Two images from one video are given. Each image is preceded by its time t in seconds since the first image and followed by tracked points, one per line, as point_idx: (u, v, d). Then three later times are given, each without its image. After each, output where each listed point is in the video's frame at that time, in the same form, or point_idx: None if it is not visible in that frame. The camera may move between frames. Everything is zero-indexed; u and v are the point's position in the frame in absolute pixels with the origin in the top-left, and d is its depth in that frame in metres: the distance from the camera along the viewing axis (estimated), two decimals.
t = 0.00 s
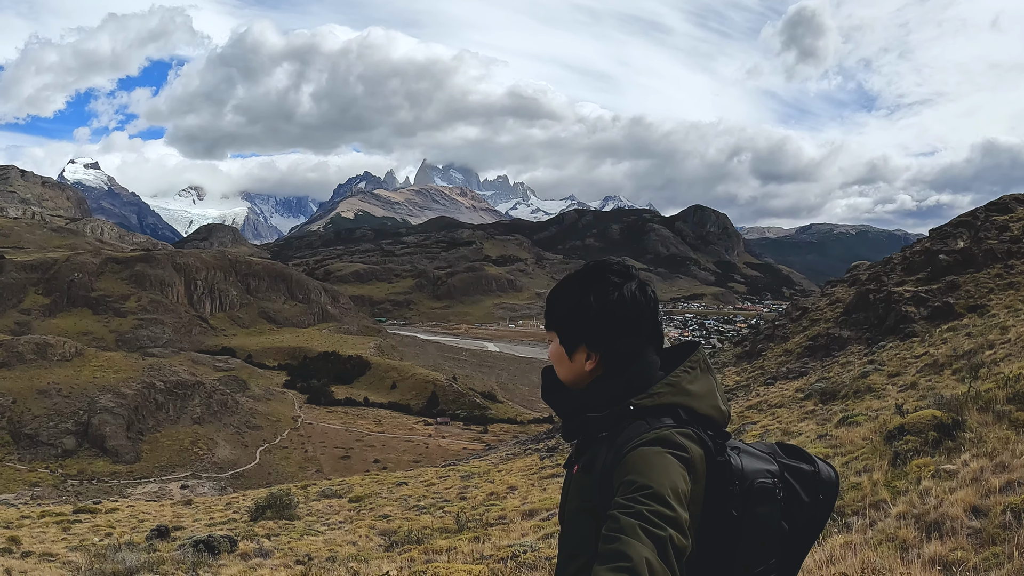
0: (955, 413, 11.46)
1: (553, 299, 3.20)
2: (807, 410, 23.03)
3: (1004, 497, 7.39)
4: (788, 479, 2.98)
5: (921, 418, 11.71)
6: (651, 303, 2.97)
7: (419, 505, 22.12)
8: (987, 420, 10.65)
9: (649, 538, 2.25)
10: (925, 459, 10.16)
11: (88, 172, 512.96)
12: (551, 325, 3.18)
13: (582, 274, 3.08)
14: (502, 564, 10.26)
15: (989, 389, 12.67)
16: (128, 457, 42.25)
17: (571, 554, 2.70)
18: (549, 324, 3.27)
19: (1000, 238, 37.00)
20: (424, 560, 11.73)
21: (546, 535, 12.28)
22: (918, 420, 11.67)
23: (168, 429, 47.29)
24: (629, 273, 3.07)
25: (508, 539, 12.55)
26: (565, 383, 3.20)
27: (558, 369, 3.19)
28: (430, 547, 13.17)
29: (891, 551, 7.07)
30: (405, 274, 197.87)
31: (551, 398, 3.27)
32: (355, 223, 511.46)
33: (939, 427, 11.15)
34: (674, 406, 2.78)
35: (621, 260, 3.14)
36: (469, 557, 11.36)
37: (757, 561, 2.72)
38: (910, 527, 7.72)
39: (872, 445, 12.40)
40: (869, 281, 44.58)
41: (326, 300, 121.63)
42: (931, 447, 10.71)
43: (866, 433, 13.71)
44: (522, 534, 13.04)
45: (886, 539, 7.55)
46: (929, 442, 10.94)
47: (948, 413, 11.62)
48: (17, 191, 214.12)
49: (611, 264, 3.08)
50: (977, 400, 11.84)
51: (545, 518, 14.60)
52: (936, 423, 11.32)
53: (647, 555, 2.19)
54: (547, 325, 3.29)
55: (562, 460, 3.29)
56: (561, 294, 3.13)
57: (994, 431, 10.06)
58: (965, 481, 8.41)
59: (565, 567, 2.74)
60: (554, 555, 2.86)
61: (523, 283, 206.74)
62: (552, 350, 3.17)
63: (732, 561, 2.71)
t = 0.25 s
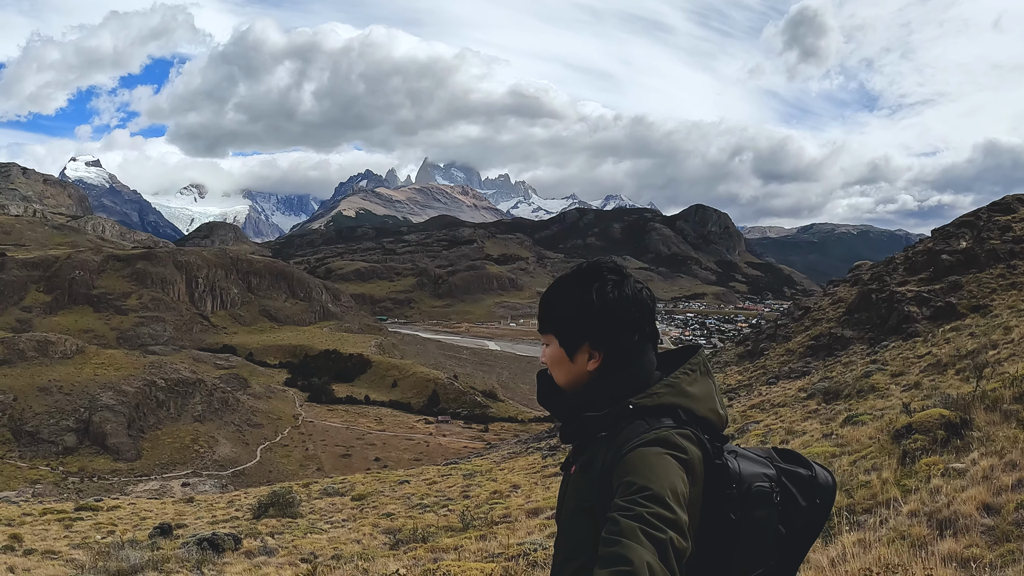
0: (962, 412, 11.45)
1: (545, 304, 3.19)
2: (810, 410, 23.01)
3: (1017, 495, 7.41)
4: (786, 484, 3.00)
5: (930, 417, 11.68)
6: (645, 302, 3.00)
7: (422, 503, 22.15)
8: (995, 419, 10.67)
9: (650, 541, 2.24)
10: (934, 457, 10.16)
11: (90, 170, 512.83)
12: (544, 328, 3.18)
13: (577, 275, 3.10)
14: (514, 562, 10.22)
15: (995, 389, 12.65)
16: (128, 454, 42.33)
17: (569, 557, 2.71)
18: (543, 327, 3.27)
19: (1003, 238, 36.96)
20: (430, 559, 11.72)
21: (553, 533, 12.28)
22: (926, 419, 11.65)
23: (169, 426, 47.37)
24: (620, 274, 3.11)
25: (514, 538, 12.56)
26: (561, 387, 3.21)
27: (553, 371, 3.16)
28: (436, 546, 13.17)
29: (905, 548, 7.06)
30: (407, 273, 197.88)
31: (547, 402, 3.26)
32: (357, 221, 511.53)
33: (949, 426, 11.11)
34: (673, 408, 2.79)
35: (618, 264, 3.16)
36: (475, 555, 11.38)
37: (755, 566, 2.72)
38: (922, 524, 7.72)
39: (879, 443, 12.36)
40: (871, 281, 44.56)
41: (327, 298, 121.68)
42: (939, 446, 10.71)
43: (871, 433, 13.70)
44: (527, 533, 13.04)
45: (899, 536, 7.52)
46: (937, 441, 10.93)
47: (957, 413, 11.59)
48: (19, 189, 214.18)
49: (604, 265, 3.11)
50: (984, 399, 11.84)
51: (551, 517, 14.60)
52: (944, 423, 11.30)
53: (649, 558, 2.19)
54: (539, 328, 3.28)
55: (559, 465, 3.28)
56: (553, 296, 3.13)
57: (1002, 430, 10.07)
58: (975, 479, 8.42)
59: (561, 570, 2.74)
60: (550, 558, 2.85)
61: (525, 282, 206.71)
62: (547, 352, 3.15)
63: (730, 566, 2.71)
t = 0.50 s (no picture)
0: (969, 412, 11.45)
1: (542, 294, 3.20)
2: (813, 410, 23.02)
3: None
4: (785, 469, 3.02)
5: (937, 416, 11.65)
6: (640, 288, 3.04)
7: (425, 502, 22.22)
8: (1002, 419, 10.69)
9: (654, 529, 2.26)
10: (943, 457, 10.15)
11: (92, 168, 512.83)
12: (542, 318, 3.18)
13: (573, 262, 3.13)
14: (523, 559, 10.28)
15: (1000, 389, 12.65)
16: (129, 452, 42.47)
17: (569, 544, 2.74)
18: (539, 317, 3.28)
19: (1005, 239, 36.91)
20: (437, 557, 11.76)
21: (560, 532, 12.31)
22: (933, 418, 11.65)
23: (170, 424, 47.51)
24: (616, 263, 3.13)
25: (520, 536, 12.59)
26: (560, 377, 3.23)
27: (553, 361, 3.17)
28: (442, 544, 13.22)
29: (918, 546, 7.06)
30: (408, 272, 197.82)
31: (547, 391, 3.27)
32: (359, 220, 511.62)
33: (956, 426, 11.14)
34: (674, 391, 2.81)
35: (613, 250, 3.18)
36: (483, 554, 11.41)
37: (757, 551, 2.74)
38: (934, 522, 7.71)
39: (886, 443, 12.35)
40: (873, 282, 44.59)
41: (328, 297, 121.78)
42: (946, 445, 10.71)
43: (877, 432, 13.72)
44: (534, 531, 13.09)
45: (911, 533, 7.52)
46: (944, 440, 10.94)
47: (964, 412, 11.59)
48: (20, 186, 214.35)
49: (599, 254, 3.13)
50: (990, 399, 11.85)
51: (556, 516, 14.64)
52: (952, 422, 11.29)
53: (651, 545, 2.21)
54: (537, 317, 3.29)
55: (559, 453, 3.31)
56: (550, 287, 3.14)
57: (1009, 429, 10.10)
58: (984, 477, 8.44)
59: (563, 557, 2.75)
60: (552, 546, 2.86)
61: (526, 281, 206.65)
62: (547, 342, 3.15)
63: (732, 552, 2.73)
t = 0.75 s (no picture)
0: (976, 414, 11.45)
1: (543, 285, 3.18)
2: (816, 413, 22.99)
3: None
4: (786, 451, 3.04)
5: (944, 419, 11.64)
6: (638, 274, 3.05)
7: (427, 501, 22.25)
8: (1009, 421, 10.69)
9: (661, 513, 2.28)
10: (950, 458, 10.14)
11: (95, 166, 512.93)
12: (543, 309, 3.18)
13: (571, 250, 3.15)
14: (532, 559, 10.28)
15: (1006, 392, 12.63)
16: (130, 450, 42.54)
17: (574, 531, 2.75)
18: (539, 305, 3.26)
19: (1009, 242, 36.83)
20: (444, 556, 11.80)
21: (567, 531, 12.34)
22: (940, 420, 11.63)
23: (171, 423, 47.61)
24: (612, 249, 3.14)
25: (525, 536, 12.62)
26: (562, 364, 3.23)
27: (556, 349, 3.16)
28: (447, 543, 13.25)
29: (928, 545, 7.05)
30: (410, 272, 197.68)
31: (549, 380, 3.26)
32: (361, 220, 511.78)
33: (963, 427, 11.11)
34: (677, 376, 2.81)
35: (609, 237, 3.20)
36: (490, 553, 11.43)
37: (760, 534, 2.76)
38: (943, 522, 7.71)
39: (892, 445, 12.34)
40: (876, 284, 44.50)
41: (330, 296, 121.86)
42: (954, 447, 10.70)
43: (883, 434, 13.71)
44: (539, 531, 13.13)
45: (922, 533, 7.51)
46: (951, 442, 10.94)
47: (972, 414, 11.55)
48: (23, 184, 214.65)
49: (596, 242, 3.14)
50: (996, 402, 11.83)
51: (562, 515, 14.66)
52: (958, 424, 11.29)
53: (660, 530, 2.23)
54: (537, 305, 3.27)
55: (561, 440, 3.31)
56: (551, 279, 3.13)
57: (1017, 431, 10.08)
58: (992, 479, 8.44)
59: (569, 543, 2.76)
60: (556, 532, 2.87)
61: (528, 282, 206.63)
62: (549, 331, 3.15)
63: (738, 536, 2.74)
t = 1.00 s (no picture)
0: (983, 416, 11.45)
1: (548, 279, 3.21)
2: (819, 415, 22.98)
3: None
4: (783, 443, 3.08)
5: (951, 420, 11.64)
6: (637, 265, 3.10)
7: (431, 501, 22.32)
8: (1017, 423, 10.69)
9: (664, 504, 2.32)
10: (957, 460, 10.15)
11: (99, 163, 512.95)
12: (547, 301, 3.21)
13: (570, 247, 3.20)
14: (542, 559, 10.31)
15: (1011, 395, 12.62)
16: (133, 447, 42.73)
17: (577, 521, 2.79)
18: (540, 299, 3.30)
19: (1014, 246, 36.71)
20: (451, 555, 11.86)
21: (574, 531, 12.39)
22: (947, 421, 11.63)
23: (174, 420, 47.84)
24: (609, 242, 3.19)
25: (532, 536, 12.67)
26: (561, 359, 3.27)
27: (560, 342, 3.17)
28: (453, 542, 13.31)
29: (939, 544, 7.05)
30: (414, 271, 197.59)
31: (551, 374, 3.28)
32: (365, 219, 512.16)
33: (970, 429, 11.10)
34: (677, 369, 2.84)
35: (608, 232, 3.24)
36: (499, 552, 11.46)
37: (759, 525, 2.79)
38: (953, 522, 7.70)
39: (899, 446, 12.34)
40: (881, 287, 44.41)
41: (334, 295, 122.03)
42: (962, 449, 10.70)
43: (890, 436, 13.70)
44: (545, 531, 13.18)
45: (933, 533, 7.50)
46: (958, 444, 10.94)
47: (979, 416, 11.53)
48: (28, 181, 215.37)
49: (590, 237, 3.20)
50: (1004, 404, 11.82)
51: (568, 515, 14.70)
52: (965, 425, 11.30)
53: (664, 522, 2.27)
54: (539, 299, 3.32)
55: (562, 434, 3.34)
56: (556, 273, 3.16)
57: None
58: (1001, 480, 8.44)
59: (573, 534, 2.81)
60: (560, 524, 2.91)
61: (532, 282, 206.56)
62: (555, 325, 3.16)
63: (738, 528, 2.77)
